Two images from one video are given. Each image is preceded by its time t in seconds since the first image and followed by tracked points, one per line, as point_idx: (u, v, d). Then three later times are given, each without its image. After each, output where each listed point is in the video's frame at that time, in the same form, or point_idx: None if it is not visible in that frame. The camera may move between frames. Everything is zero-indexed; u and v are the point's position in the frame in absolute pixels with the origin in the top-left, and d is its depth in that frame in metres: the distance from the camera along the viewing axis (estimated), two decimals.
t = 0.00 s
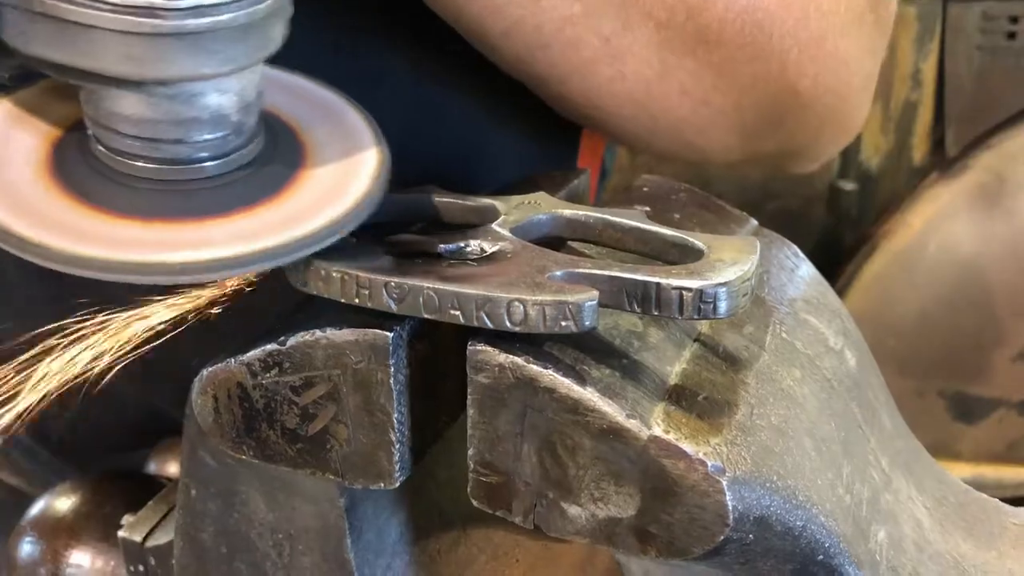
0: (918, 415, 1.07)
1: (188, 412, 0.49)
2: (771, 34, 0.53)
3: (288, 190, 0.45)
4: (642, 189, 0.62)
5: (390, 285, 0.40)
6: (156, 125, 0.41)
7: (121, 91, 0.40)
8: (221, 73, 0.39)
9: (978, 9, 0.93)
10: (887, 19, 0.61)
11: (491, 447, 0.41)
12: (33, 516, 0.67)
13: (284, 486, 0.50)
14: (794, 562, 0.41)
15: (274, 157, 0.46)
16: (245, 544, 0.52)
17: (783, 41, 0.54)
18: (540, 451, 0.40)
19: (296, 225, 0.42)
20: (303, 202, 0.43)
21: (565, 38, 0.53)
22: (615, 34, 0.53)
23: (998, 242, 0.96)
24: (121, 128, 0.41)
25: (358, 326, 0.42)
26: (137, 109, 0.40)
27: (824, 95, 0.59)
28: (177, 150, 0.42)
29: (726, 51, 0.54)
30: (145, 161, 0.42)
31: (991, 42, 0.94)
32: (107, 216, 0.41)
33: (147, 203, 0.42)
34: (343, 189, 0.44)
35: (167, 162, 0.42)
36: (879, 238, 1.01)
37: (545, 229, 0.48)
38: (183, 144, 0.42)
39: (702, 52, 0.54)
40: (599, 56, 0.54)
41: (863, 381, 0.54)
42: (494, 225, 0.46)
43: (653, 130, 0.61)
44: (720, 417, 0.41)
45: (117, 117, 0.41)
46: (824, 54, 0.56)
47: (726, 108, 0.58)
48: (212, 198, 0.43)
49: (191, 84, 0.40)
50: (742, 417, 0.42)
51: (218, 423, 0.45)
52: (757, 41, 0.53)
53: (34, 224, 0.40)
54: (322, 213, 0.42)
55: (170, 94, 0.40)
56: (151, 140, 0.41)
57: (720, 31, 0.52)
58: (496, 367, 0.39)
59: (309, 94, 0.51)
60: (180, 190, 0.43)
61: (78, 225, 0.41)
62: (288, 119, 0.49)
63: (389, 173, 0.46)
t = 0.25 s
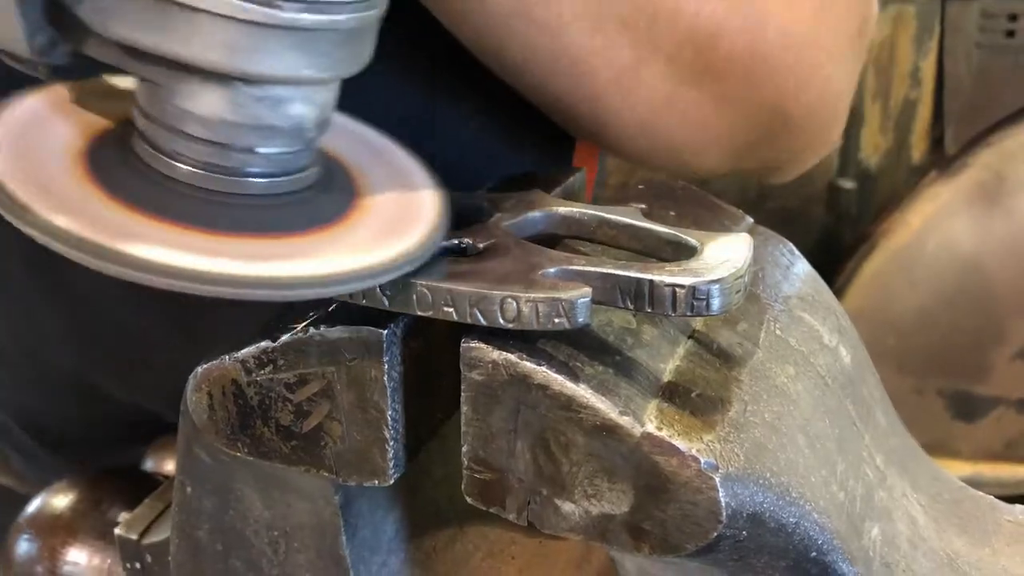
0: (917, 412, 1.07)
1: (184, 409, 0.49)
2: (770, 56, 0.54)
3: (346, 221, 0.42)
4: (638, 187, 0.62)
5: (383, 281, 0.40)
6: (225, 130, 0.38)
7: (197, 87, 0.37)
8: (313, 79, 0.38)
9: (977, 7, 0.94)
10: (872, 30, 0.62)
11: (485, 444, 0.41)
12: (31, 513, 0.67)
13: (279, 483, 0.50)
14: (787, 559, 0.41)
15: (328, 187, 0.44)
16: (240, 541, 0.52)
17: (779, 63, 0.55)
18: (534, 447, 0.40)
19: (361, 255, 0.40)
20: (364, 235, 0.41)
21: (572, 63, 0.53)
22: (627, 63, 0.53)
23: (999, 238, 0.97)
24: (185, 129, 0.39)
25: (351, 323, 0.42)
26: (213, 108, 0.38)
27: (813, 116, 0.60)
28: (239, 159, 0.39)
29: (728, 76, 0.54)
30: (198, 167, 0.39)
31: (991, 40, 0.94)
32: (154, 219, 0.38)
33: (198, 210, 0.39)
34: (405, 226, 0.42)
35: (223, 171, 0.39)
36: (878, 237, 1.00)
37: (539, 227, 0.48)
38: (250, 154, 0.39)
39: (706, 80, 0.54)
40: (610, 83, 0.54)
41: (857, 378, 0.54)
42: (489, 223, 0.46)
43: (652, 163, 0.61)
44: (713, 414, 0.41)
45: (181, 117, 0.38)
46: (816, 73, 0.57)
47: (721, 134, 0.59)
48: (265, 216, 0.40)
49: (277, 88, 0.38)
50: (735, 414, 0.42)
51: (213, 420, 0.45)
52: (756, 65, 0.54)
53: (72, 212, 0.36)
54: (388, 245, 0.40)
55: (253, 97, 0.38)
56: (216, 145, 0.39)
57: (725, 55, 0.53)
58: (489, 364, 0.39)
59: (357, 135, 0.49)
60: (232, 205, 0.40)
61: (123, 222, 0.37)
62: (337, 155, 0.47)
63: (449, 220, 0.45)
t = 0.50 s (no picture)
0: (916, 411, 1.06)
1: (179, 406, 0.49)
2: (776, 80, 0.55)
3: (383, 236, 0.38)
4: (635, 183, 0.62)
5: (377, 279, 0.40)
6: (259, 118, 0.33)
7: (236, 65, 0.32)
8: (371, 71, 0.33)
9: (977, 5, 0.94)
10: (867, 57, 0.64)
11: (480, 442, 0.41)
12: (27, 512, 0.68)
13: (275, 481, 0.50)
14: (781, 556, 0.42)
15: (354, 203, 0.40)
16: (236, 539, 0.52)
17: (784, 85, 0.56)
18: (528, 445, 0.40)
19: (406, 268, 0.35)
20: (406, 252, 0.37)
21: (584, 83, 0.52)
22: (645, 82, 0.52)
23: (999, 238, 0.96)
24: (210, 111, 0.33)
25: (346, 321, 0.42)
26: (246, 90, 0.33)
27: (809, 137, 0.61)
28: (274, 154, 0.34)
29: (737, 99, 0.55)
30: (218, 158, 0.34)
31: (990, 39, 0.94)
32: (170, 206, 0.32)
33: (210, 197, 0.33)
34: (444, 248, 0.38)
35: (248, 163, 0.34)
36: (878, 235, 1.00)
37: (534, 225, 0.48)
38: (279, 146, 0.34)
39: (716, 103, 0.55)
40: (623, 102, 0.53)
41: (852, 377, 0.54)
42: (484, 220, 0.46)
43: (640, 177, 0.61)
44: (707, 412, 0.41)
45: (211, 100, 0.33)
46: (816, 95, 0.58)
47: (723, 155, 0.59)
48: (295, 218, 0.35)
49: (326, 78, 0.33)
50: (728, 412, 0.42)
51: (208, 418, 0.46)
52: (762, 88, 0.55)
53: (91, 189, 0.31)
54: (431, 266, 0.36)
55: (302, 86, 0.33)
56: (241, 130, 0.34)
57: (738, 80, 0.54)
58: (483, 362, 0.39)
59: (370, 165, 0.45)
60: (256, 202, 0.34)
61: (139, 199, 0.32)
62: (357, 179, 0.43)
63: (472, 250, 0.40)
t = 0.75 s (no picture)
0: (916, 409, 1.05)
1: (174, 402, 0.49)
2: (782, 97, 0.58)
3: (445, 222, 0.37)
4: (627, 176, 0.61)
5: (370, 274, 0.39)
6: (327, 88, 0.35)
7: (314, 32, 0.34)
8: (445, 51, 0.36)
9: (976, 3, 0.95)
10: (862, 70, 0.66)
11: (473, 436, 0.41)
12: (23, 508, 0.67)
13: (270, 476, 0.50)
14: (775, 550, 0.42)
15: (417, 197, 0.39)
16: (231, 534, 0.52)
17: (788, 100, 0.58)
18: (522, 439, 0.40)
19: (465, 253, 0.35)
20: (463, 237, 0.36)
21: (605, 101, 0.53)
22: (658, 101, 0.54)
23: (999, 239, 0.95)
24: (279, 79, 0.35)
25: (339, 316, 0.42)
26: (315, 54, 0.35)
27: (814, 148, 0.63)
28: (337, 128, 0.36)
29: (744, 118, 0.58)
30: (282, 128, 0.35)
31: (989, 36, 0.95)
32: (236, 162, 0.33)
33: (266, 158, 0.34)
34: (505, 241, 0.37)
35: (311, 134, 0.35)
36: (878, 232, 1.00)
37: (530, 219, 0.48)
38: (342, 114, 0.36)
39: (726, 122, 0.57)
40: (641, 123, 0.55)
41: (848, 372, 0.54)
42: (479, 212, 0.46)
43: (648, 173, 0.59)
44: (701, 406, 0.41)
45: (281, 67, 0.35)
46: (817, 112, 0.60)
47: (730, 166, 0.61)
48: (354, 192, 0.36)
49: (399, 54, 0.36)
50: (722, 406, 0.42)
51: (203, 413, 0.46)
52: (772, 104, 0.58)
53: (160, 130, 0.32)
54: (489, 253, 0.35)
55: (371, 59, 0.35)
56: (306, 97, 0.35)
57: (750, 101, 0.57)
58: (476, 356, 0.39)
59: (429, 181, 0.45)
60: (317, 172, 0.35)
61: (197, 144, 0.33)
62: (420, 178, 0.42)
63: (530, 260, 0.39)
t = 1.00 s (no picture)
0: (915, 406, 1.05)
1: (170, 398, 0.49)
2: (805, 105, 0.59)
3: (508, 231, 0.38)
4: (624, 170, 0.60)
5: (366, 269, 0.39)
6: (400, 89, 0.35)
7: (388, 32, 0.34)
8: (529, 53, 0.36)
9: None
10: (877, 88, 0.67)
11: (470, 432, 0.40)
12: (21, 505, 0.66)
13: (266, 473, 0.49)
14: (772, 547, 0.41)
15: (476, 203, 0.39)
16: (228, 531, 0.52)
17: (812, 108, 0.59)
18: (518, 435, 0.40)
19: (536, 261, 0.35)
20: (532, 247, 0.37)
21: (635, 104, 0.54)
22: (687, 106, 0.55)
23: (998, 238, 0.95)
24: (344, 80, 0.35)
25: (335, 312, 0.42)
26: (385, 57, 0.34)
27: (830, 160, 0.64)
28: (406, 130, 0.36)
29: (768, 124, 0.59)
30: (346, 128, 0.35)
31: (990, 34, 0.94)
32: (312, 168, 0.33)
33: (331, 162, 0.34)
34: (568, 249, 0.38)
35: (379, 135, 0.35)
36: (878, 230, 1.00)
37: (527, 214, 0.48)
38: (410, 118, 0.36)
39: (750, 128, 0.58)
40: (666, 127, 0.56)
41: (847, 368, 0.54)
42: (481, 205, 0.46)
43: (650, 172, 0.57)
44: (698, 402, 0.41)
45: (349, 65, 0.35)
46: (835, 122, 0.61)
47: (749, 175, 0.61)
48: (421, 196, 0.36)
49: (477, 55, 0.36)
50: (720, 402, 0.42)
51: (199, 409, 0.45)
52: (796, 111, 0.59)
53: (218, 129, 0.32)
54: (557, 262, 0.36)
55: (448, 59, 0.35)
56: (376, 100, 0.35)
57: (771, 106, 0.58)
58: (473, 352, 0.39)
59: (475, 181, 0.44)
60: (387, 177, 0.35)
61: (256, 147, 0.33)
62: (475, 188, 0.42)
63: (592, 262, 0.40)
